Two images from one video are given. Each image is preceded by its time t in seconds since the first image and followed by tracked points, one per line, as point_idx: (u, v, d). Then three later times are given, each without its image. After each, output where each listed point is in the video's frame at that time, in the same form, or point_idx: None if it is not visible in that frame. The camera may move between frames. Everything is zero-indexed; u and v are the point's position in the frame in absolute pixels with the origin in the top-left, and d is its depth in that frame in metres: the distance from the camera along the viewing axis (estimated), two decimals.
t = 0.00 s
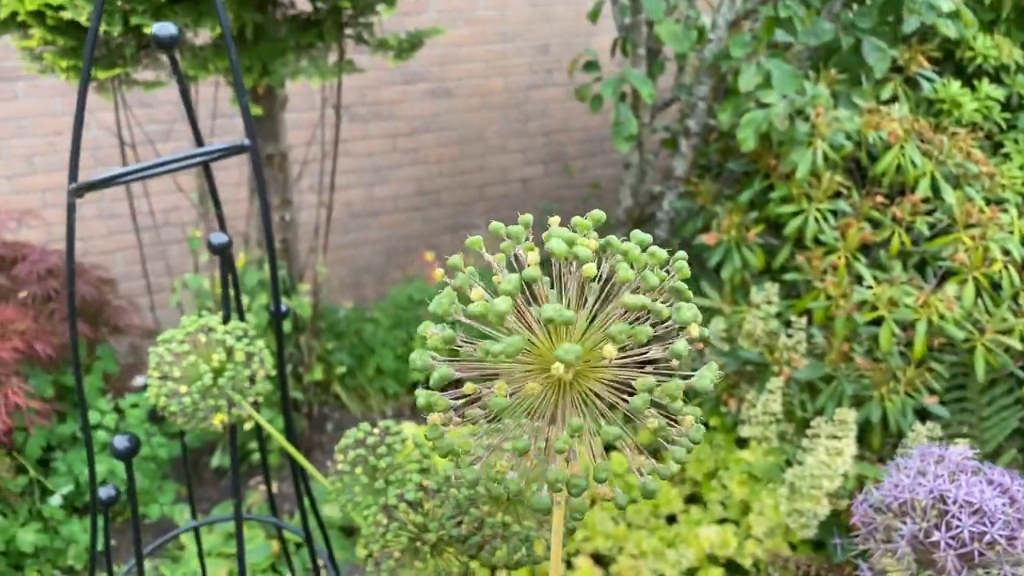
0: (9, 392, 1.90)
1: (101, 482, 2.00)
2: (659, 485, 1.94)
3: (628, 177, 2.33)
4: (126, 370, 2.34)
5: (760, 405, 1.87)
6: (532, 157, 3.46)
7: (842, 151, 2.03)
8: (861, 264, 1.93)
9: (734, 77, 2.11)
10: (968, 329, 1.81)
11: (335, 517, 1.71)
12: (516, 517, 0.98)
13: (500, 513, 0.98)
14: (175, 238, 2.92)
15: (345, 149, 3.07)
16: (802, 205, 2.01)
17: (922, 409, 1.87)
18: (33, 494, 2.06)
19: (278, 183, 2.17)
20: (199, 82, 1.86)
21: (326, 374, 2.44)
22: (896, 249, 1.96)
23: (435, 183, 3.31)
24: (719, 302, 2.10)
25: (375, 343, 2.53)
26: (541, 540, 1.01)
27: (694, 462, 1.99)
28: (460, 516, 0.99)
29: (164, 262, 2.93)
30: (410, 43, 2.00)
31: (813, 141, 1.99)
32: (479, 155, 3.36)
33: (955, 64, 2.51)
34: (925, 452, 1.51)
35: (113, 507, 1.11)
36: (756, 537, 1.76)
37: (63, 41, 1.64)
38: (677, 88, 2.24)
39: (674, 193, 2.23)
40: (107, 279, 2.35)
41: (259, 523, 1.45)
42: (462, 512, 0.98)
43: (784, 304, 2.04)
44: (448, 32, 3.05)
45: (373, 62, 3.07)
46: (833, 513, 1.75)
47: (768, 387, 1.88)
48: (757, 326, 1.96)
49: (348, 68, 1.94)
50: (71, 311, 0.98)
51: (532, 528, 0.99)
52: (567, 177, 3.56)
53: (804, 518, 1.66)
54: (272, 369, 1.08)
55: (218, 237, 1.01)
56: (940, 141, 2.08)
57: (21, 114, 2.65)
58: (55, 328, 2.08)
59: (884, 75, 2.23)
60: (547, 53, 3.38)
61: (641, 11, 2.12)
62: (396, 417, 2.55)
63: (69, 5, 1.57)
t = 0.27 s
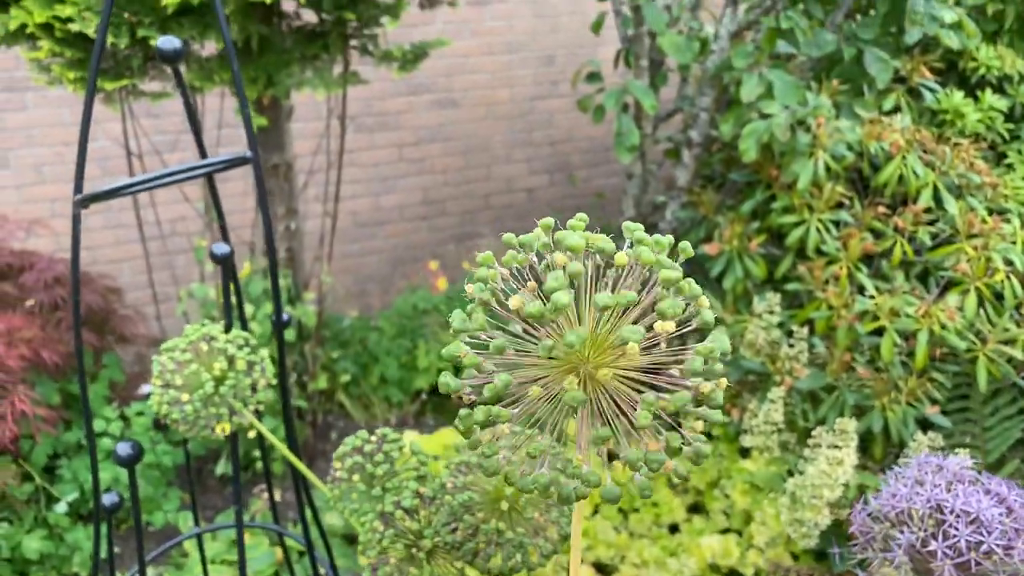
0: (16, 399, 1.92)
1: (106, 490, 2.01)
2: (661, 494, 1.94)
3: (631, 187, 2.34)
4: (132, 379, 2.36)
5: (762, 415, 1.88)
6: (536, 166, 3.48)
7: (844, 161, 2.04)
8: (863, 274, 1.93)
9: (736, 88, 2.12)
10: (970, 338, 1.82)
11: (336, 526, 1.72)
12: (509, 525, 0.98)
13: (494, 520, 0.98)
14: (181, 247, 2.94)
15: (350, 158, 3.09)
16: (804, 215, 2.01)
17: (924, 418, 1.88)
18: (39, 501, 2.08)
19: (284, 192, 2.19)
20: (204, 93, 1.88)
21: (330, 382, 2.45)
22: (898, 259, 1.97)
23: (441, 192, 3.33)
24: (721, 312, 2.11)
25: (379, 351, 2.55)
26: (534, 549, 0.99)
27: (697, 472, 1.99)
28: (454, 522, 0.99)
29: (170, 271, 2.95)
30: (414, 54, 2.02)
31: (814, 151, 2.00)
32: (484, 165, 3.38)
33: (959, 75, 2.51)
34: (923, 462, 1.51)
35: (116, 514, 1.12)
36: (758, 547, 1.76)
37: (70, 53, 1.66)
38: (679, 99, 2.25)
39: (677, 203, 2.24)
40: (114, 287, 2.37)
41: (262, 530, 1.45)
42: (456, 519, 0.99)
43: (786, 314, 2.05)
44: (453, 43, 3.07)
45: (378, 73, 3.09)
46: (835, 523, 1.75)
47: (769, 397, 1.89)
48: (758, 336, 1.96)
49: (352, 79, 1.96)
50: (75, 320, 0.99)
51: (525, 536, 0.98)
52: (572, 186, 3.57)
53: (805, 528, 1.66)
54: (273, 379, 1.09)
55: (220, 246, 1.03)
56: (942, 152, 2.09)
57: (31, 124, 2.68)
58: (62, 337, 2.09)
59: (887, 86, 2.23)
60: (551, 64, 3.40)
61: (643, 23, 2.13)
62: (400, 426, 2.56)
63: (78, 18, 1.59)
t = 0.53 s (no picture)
0: (21, 407, 1.94)
1: (109, 497, 2.02)
2: (662, 502, 1.94)
3: (632, 196, 2.35)
4: (135, 387, 2.37)
5: (762, 423, 1.88)
6: (539, 175, 3.49)
7: (844, 170, 2.05)
8: (864, 283, 1.94)
9: (737, 97, 2.13)
10: (970, 347, 1.82)
11: (337, 534, 1.73)
12: (502, 532, 1.00)
13: (488, 527, 0.99)
14: (186, 255, 2.96)
15: (354, 167, 3.11)
16: (804, 224, 2.02)
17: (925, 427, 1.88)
18: (43, 508, 2.09)
19: (287, 201, 2.21)
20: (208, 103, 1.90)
21: (333, 391, 2.46)
22: (898, 268, 1.98)
23: (444, 201, 3.34)
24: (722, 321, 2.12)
25: (382, 360, 2.56)
26: (526, 556, 1.00)
27: (698, 480, 1.99)
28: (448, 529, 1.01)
29: (174, 280, 2.97)
30: (416, 65, 2.03)
31: (815, 161, 2.01)
32: (487, 174, 3.39)
33: (959, 85, 2.52)
34: (917, 470, 1.52)
35: (117, 520, 1.13)
36: (757, 556, 1.76)
37: (76, 64, 1.69)
38: (680, 109, 2.26)
39: (678, 211, 2.25)
40: (119, 296, 2.39)
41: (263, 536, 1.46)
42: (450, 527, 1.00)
43: (787, 322, 2.05)
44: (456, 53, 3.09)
45: (382, 83, 3.11)
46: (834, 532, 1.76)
47: (770, 405, 1.89)
48: (759, 344, 1.97)
49: (355, 90, 1.98)
50: (78, 328, 1.01)
51: (517, 544, 0.99)
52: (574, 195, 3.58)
53: (804, 536, 1.67)
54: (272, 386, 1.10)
55: (219, 256, 1.04)
56: (943, 161, 2.09)
57: (37, 133, 2.71)
58: (67, 345, 2.11)
59: (887, 96, 2.24)
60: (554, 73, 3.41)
61: (644, 33, 2.15)
62: (403, 434, 2.57)
63: (83, 29, 1.61)
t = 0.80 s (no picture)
0: (27, 417, 1.95)
1: (114, 507, 2.03)
2: (666, 511, 1.94)
3: (636, 205, 2.36)
4: (141, 395, 2.38)
5: (766, 432, 1.88)
6: (543, 184, 3.50)
7: (847, 179, 2.05)
8: (867, 292, 1.94)
9: (740, 107, 2.14)
10: (973, 356, 1.82)
11: (341, 544, 1.73)
12: (503, 543, 1.00)
13: (490, 538, 1.00)
14: (191, 265, 2.98)
15: (359, 177, 3.13)
16: (807, 233, 2.03)
17: (928, 436, 1.88)
18: (49, 517, 2.10)
19: (292, 211, 2.22)
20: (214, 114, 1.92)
21: (337, 400, 2.46)
22: (901, 277, 1.98)
23: (448, 210, 3.35)
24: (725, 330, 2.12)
25: (386, 369, 2.56)
26: (529, 566, 1.00)
27: (702, 489, 1.99)
28: (451, 540, 1.01)
29: (180, 289, 2.98)
30: (420, 76, 2.05)
31: (817, 170, 2.02)
32: (491, 183, 3.40)
33: (962, 94, 2.53)
34: (919, 479, 1.52)
35: (123, 529, 1.14)
36: (761, 565, 1.76)
37: (84, 76, 1.70)
38: (683, 118, 2.27)
39: (680, 221, 2.26)
40: (125, 305, 2.40)
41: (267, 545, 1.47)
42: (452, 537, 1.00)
43: (790, 331, 2.06)
44: (460, 63, 3.11)
45: (386, 93, 3.13)
46: (838, 541, 1.76)
47: (773, 414, 1.89)
48: (763, 353, 1.97)
49: (360, 101, 2.00)
50: (85, 338, 1.02)
51: (519, 554, 0.99)
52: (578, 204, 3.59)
53: (808, 545, 1.67)
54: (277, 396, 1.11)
55: (225, 267, 1.05)
56: (945, 170, 2.10)
57: (44, 144, 2.73)
58: (73, 354, 2.12)
59: (890, 105, 2.25)
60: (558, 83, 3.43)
61: (646, 44, 2.16)
62: (407, 443, 2.57)
63: (90, 41, 1.63)
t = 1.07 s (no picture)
0: (33, 427, 1.95)
1: (120, 517, 2.03)
2: (672, 521, 1.94)
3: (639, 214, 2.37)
4: (146, 406, 2.39)
5: (771, 441, 1.87)
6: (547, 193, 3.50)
7: (851, 188, 2.06)
8: (871, 300, 1.94)
9: (743, 116, 2.15)
10: (979, 364, 1.82)
11: (346, 554, 1.73)
12: (509, 556, 1.00)
13: (496, 550, 1.00)
14: (196, 275, 2.99)
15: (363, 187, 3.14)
16: (811, 242, 2.03)
17: (934, 444, 1.88)
18: (54, 528, 2.10)
19: (296, 222, 2.23)
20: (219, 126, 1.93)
21: (342, 410, 2.46)
22: (906, 285, 1.98)
23: (452, 220, 3.36)
24: (730, 338, 2.12)
25: (391, 378, 2.57)
26: None
27: (707, 498, 1.99)
28: (457, 551, 1.01)
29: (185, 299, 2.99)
30: (424, 86, 2.06)
31: (821, 178, 2.02)
32: (494, 192, 3.41)
33: (965, 101, 2.53)
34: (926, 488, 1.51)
35: (129, 541, 1.14)
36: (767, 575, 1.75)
37: (90, 89, 1.71)
38: (686, 127, 2.28)
39: (684, 229, 2.26)
40: (130, 316, 2.41)
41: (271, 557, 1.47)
42: (458, 548, 1.00)
43: (795, 340, 2.05)
44: (463, 73, 3.12)
45: (390, 103, 3.14)
46: (845, 550, 1.75)
47: (778, 423, 1.89)
48: (767, 362, 1.97)
49: (364, 111, 2.00)
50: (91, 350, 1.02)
51: (525, 566, 1.00)
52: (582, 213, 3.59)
53: (814, 555, 1.66)
54: (282, 408, 1.11)
55: (229, 279, 1.05)
56: (949, 178, 2.09)
57: (50, 155, 2.74)
58: (78, 365, 2.13)
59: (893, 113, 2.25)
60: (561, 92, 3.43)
61: (649, 54, 2.17)
62: (412, 453, 2.57)
63: (96, 54, 1.64)
